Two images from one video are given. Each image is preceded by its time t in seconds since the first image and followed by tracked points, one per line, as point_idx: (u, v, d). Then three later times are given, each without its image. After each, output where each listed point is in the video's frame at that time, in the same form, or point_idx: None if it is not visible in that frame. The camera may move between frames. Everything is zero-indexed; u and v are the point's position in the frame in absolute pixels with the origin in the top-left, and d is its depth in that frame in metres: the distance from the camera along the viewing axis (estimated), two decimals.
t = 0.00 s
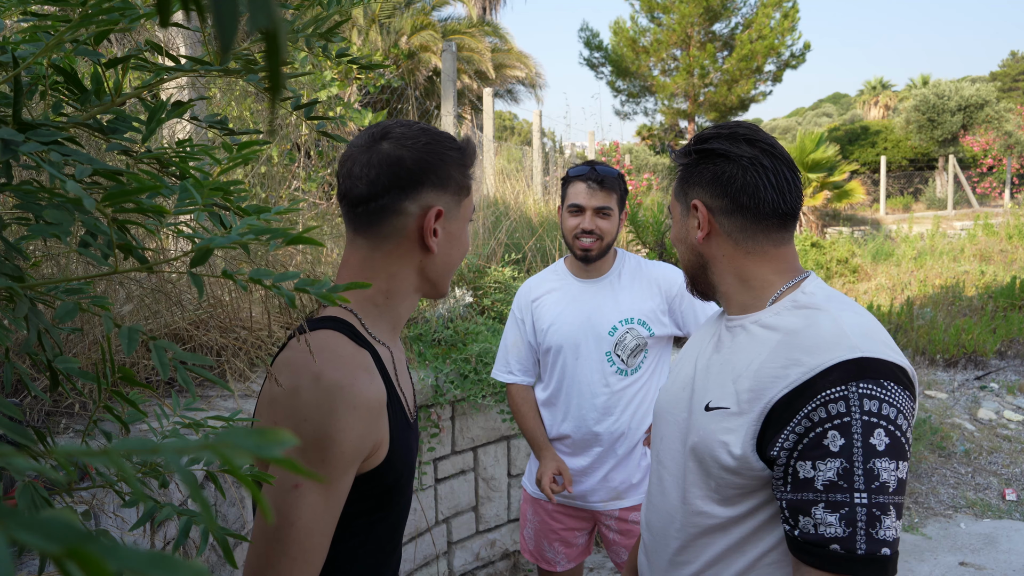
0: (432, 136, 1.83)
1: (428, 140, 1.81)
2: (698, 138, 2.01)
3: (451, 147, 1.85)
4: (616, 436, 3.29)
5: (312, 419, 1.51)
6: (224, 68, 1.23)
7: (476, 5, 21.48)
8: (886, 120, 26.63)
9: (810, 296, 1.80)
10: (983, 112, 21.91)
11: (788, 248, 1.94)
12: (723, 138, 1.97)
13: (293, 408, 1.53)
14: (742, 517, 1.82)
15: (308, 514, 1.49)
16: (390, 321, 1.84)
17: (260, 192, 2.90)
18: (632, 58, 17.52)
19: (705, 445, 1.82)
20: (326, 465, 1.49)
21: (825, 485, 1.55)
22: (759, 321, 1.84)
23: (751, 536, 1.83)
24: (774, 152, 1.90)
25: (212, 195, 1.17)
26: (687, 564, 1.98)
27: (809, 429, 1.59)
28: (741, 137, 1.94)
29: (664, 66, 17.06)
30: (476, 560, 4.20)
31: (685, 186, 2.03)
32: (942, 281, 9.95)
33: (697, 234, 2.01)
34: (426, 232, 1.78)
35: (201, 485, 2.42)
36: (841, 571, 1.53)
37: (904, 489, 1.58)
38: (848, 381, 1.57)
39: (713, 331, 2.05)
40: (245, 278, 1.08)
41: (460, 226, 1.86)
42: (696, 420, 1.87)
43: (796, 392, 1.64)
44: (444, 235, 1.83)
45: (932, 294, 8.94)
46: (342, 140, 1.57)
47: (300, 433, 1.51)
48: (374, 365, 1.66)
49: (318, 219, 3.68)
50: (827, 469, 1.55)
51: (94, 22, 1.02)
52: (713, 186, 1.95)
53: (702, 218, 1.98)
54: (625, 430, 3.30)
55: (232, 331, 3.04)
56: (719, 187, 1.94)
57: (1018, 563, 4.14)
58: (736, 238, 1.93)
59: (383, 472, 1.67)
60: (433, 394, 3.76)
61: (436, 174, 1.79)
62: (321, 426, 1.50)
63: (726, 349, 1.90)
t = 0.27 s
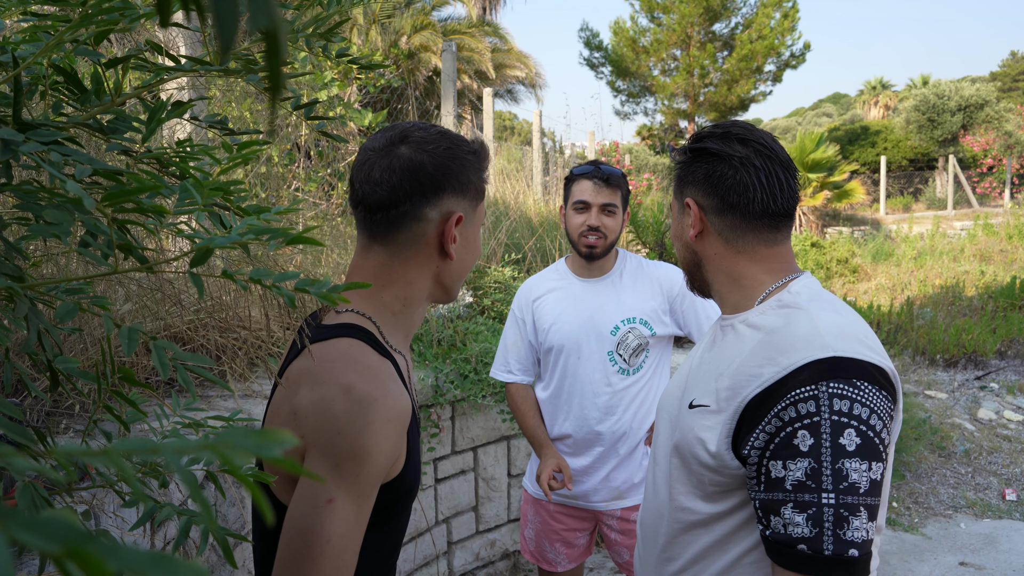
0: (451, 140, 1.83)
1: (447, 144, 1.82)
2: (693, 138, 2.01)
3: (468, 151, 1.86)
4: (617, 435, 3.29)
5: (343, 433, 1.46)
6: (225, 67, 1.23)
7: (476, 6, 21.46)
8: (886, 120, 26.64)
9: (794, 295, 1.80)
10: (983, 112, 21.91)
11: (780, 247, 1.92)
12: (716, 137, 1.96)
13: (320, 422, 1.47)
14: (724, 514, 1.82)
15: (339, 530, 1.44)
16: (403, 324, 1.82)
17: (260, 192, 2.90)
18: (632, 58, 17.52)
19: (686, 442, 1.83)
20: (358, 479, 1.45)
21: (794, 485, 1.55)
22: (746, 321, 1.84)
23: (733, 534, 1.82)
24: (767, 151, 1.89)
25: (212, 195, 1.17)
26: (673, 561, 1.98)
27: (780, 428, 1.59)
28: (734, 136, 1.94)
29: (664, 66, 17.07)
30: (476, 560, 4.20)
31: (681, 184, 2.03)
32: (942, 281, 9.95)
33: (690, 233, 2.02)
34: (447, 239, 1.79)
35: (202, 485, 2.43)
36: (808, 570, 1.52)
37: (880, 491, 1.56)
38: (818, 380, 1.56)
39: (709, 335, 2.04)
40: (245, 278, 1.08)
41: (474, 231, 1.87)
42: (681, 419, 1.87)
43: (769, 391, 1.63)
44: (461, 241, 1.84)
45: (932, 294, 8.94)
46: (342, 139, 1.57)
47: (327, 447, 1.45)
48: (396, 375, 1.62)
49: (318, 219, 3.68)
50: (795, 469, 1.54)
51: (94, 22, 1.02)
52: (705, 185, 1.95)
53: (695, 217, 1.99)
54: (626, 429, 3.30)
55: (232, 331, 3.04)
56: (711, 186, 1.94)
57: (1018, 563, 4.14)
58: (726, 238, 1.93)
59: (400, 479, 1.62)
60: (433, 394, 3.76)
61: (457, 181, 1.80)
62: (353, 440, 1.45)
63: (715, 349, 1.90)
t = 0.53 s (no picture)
0: (454, 140, 1.84)
1: (450, 144, 1.82)
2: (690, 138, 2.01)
3: (472, 151, 1.86)
4: (618, 435, 3.29)
5: (344, 423, 1.46)
6: (225, 67, 1.23)
7: (476, 6, 21.45)
8: (886, 120, 26.64)
9: (785, 296, 1.79)
10: (983, 112, 21.90)
11: (774, 247, 1.91)
12: (710, 137, 1.96)
13: (320, 411, 1.48)
14: (716, 513, 1.82)
15: (341, 518, 1.45)
16: (404, 321, 1.81)
17: (260, 192, 2.90)
18: (632, 58, 17.51)
19: (678, 442, 1.83)
20: (360, 469, 1.45)
21: (777, 488, 1.55)
22: (739, 321, 1.84)
23: (726, 534, 1.82)
24: (761, 151, 1.89)
25: (212, 195, 1.17)
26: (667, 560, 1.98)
27: (764, 431, 1.59)
28: (728, 136, 1.93)
29: (664, 66, 17.06)
30: (476, 560, 4.20)
31: (677, 184, 2.03)
32: (942, 281, 9.95)
33: (685, 233, 2.02)
34: (450, 236, 1.79)
35: (202, 485, 2.43)
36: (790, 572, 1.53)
37: (868, 494, 1.55)
38: (802, 383, 1.56)
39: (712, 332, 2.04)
40: (245, 278, 1.08)
41: (474, 228, 1.87)
42: (675, 419, 1.88)
43: (754, 393, 1.64)
44: (462, 239, 1.84)
45: (932, 294, 8.94)
46: (341, 140, 1.56)
47: (328, 436, 1.46)
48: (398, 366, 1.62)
49: (318, 219, 3.68)
50: (778, 472, 1.55)
51: (94, 22, 1.02)
52: (699, 185, 1.95)
53: (690, 218, 1.99)
54: (628, 429, 3.30)
55: (232, 331, 3.04)
56: (705, 186, 1.94)
57: (1018, 563, 4.14)
58: (721, 239, 1.93)
59: (405, 476, 1.62)
60: (433, 394, 3.76)
61: (460, 179, 1.80)
62: (353, 430, 1.45)
63: (710, 349, 1.90)
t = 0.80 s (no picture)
0: (455, 149, 1.85)
1: (452, 153, 1.83)
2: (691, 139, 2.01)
3: (471, 158, 1.87)
4: (620, 435, 3.30)
5: (346, 416, 1.47)
6: (225, 67, 1.24)
7: (476, 6, 21.45)
8: (885, 120, 26.65)
9: (785, 296, 1.79)
10: (983, 112, 21.89)
11: (775, 247, 1.91)
12: (710, 137, 1.96)
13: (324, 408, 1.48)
14: (716, 513, 1.82)
15: (352, 508, 1.45)
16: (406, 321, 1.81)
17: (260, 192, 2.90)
18: (632, 58, 17.51)
19: (677, 443, 1.83)
20: (365, 461, 1.45)
21: (773, 487, 1.55)
22: (739, 322, 1.84)
23: (727, 534, 1.82)
24: (761, 151, 1.88)
25: (212, 195, 1.17)
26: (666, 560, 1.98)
27: (761, 431, 1.59)
28: (728, 136, 1.93)
29: (664, 66, 17.06)
30: (476, 560, 4.20)
31: (678, 184, 2.03)
32: (942, 281, 9.95)
33: (687, 233, 2.02)
34: (450, 241, 1.79)
35: (202, 485, 2.43)
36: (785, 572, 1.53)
37: (864, 495, 1.55)
38: (798, 383, 1.56)
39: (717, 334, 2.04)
40: (245, 278, 1.08)
41: (475, 232, 1.87)
42: (674, 419, 1.88)
43: (752, 392, 1.64)
44: (463, 243, 1.83)
45: (932, 294, 8.94)
46: (341, 139, 1.56)
47: (333, 431, 1.46)
48: (399, 363, 1.62)
49: (318, 219, 3.68)
50: (774, 471, 1.55)
51: (94, 21, 1.02)
52: (699, 186, 1.95)
53: (691, 217, 1.99)
54: (630, 428, 3.30)
55: (232, 331, 3.04)
56: (705, 186, 1.94)
57: (1018, 563, 4.14)
58: (722, 239, 1.93)
59: (409, 468, 1.63)
60: (433, 394, 3.76)
61: (460, 185, 1.80)
62: (354, 422, 1.46)
63: (711, 349, 1.90)
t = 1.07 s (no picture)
0: (444, 151, 1.85)
1: (439, 155, 1.83)
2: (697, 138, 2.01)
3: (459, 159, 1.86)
4: (622, 435, 3.29)
5: (381, 392, 1.56)
6: (225, 67, 1.23)
7: (476, 5, 21.45)
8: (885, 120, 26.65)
9: (790, 296, 1.79)
10: (984, 112, 21.89)
11: (780, 248, 1.91)
12: (718, 137, 1.96)
13: (356, 395, 1.55)
14: (720, 511, 1.82)
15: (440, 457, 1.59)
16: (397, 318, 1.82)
17: (260, 192, 2.90)
18: (632, 58, 17.50)
19: (681, 441, 1.83)
20: (423, 416, 1.59)
21: (779, 487, 1.55)
22: (743, 321, 1.84)
23: (730, 532, 1.82)
24: (768, 151, 1.89)
25: (212, 195, 1.17)
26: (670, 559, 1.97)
27: (767, 430, 1.59)
28: (735, 135, 1.94)
29: (664, 66, 17.06)
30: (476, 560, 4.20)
31: (684, 182, 2.03)
32: (942, 281, 9.94)
33: (690, 231, 2.02)
34: (432, 240, 1.78)
35: (202, 485, 2.43)
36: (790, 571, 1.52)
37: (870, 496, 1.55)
38: (804, 383, 1.56)
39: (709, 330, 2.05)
40: (245, 278, 1.07)
41: (463, 233, 1.85)
42: (677, 418, 1.88)
43: (758, 392, 1.64)
44: (448, 243, 1.82)
45: (932, 294, 8.94)
46: (341, 140, 1.56)
47: (378, 409, 1.55)
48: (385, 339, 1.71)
49: (318, 219, 3.68)
50: (781, 471, 1.55)
51: (94, 21, 1.02)
52: (705, 184, 1.95)
53: (695, 216, 1.99)
54: (633, 428, 3.30)
55: (232, 331, 3.04)
56: (711, 185, 1.94)
57: (1018, 563, 4.14)
58: (726, 237, 1.93)
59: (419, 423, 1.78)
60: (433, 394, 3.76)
61: (445, 185, 1.80)
62: (390, 393, 1.56)
63: (712, 348, 1.91)
